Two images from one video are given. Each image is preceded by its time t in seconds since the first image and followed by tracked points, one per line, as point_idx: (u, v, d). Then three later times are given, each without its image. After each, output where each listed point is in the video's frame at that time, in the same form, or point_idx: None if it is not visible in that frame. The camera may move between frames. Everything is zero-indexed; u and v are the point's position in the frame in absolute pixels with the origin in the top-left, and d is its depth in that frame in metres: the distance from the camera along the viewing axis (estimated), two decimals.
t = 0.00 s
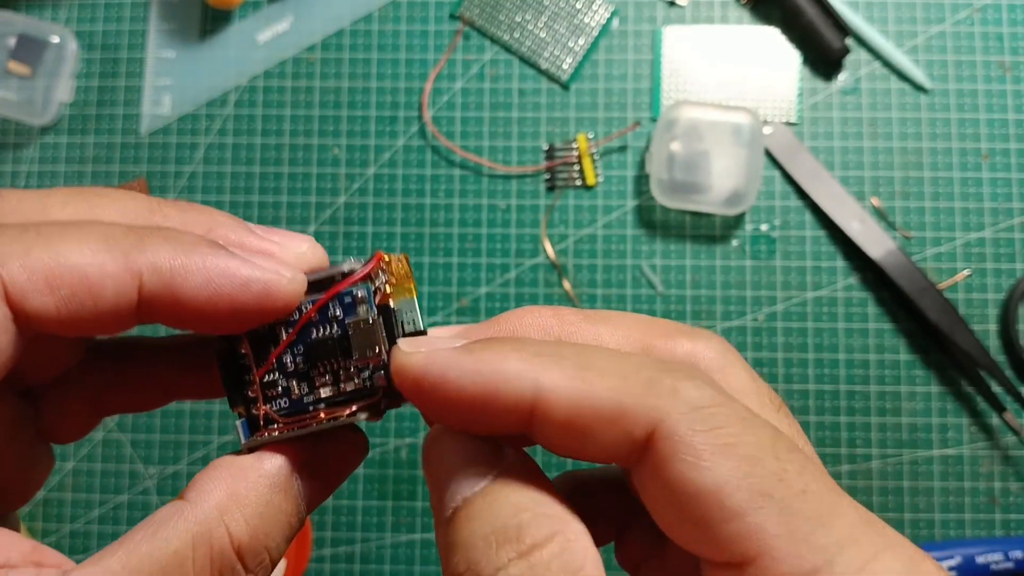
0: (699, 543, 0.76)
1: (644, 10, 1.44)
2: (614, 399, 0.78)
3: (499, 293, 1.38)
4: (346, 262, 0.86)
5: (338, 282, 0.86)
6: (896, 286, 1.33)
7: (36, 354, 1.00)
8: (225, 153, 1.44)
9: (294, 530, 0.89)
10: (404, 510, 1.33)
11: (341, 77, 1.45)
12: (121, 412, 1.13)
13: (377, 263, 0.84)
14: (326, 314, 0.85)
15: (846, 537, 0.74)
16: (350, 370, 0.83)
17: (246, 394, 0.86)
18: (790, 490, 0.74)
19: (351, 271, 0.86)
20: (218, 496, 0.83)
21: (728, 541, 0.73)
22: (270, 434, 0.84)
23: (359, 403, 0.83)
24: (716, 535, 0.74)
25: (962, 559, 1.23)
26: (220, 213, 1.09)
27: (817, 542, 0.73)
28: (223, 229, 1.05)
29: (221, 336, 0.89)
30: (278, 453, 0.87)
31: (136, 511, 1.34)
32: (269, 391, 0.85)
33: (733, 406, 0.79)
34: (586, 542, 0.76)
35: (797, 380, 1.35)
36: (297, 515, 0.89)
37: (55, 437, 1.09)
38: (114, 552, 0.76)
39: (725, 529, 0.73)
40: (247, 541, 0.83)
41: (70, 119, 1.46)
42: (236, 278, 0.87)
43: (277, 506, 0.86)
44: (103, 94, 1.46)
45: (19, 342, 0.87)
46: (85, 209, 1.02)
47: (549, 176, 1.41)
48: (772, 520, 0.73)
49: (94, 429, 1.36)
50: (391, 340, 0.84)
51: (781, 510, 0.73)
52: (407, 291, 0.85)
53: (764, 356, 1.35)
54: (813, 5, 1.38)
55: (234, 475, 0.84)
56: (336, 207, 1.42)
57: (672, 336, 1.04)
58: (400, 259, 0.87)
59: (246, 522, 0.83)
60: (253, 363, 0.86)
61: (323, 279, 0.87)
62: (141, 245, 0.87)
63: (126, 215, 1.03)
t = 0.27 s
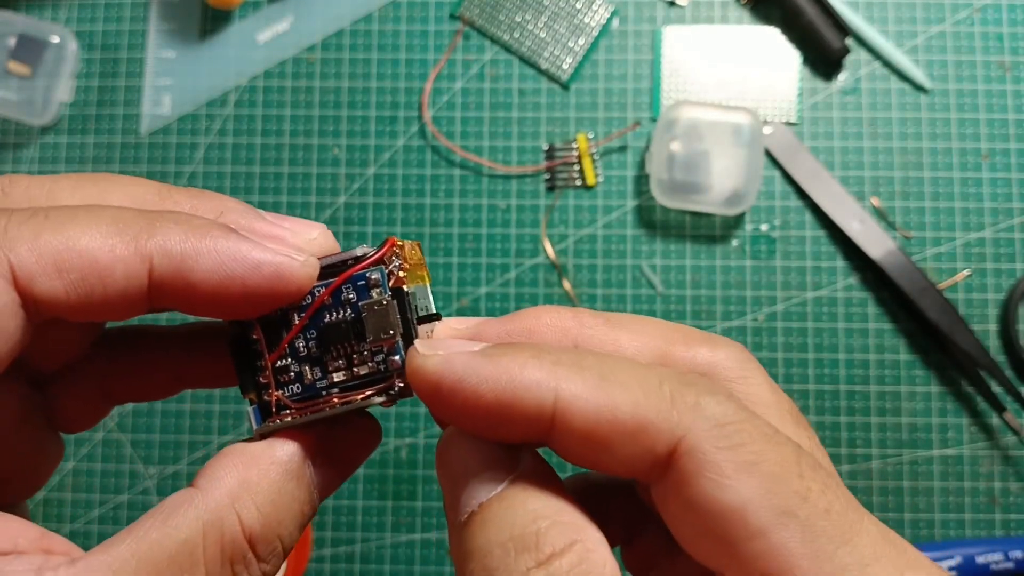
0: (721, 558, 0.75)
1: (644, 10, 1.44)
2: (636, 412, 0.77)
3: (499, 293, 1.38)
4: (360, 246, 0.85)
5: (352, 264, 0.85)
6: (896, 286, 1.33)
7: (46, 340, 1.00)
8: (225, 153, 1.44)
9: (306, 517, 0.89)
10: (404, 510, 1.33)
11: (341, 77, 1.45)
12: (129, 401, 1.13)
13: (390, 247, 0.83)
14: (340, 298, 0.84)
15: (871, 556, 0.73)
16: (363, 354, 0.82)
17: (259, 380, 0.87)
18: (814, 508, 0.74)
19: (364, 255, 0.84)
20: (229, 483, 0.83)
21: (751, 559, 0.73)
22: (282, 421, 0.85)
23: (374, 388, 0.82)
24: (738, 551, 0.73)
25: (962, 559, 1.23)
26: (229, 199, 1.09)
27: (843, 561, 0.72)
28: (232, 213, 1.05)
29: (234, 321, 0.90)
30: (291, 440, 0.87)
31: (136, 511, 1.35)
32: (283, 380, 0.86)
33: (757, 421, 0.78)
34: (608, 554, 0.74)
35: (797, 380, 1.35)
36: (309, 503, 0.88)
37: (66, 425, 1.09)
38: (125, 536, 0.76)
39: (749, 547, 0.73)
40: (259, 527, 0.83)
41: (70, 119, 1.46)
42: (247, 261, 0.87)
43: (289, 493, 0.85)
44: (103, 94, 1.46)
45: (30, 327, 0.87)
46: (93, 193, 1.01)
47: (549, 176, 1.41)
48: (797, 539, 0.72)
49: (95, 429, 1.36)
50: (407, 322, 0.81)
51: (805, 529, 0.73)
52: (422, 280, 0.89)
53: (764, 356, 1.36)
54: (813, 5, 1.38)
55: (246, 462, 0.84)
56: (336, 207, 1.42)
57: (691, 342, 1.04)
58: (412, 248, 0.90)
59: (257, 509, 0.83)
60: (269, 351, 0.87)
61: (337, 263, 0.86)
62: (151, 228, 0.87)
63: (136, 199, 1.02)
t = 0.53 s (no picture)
0: None
1: (644, 10, 1.44)
2: (639, 431, 0.76)
3: (499, 293, 1.38)
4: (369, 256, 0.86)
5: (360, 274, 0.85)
6: (896, 286, 1.33)
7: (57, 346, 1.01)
8: (225, 153, 1.44)
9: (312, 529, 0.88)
10: (404, 510, 1.33)
11: (341, 77, 1.45)
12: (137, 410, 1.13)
13: (397, 258, 0.84)
14: (347, 308, 0.85)
15: None
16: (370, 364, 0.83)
17: (265, 391, 0.86)
18: (819, 534, 0.74)
19: (372, 265, 0.85)
20: (235, 491, 0.82)
21: None
22: (288, 431, 0.84)
23: (379, 399, 0.82)
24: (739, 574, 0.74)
25: (962, 559, 1.23)
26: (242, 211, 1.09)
27: None
28: (244, 225, 1.05)
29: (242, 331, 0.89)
30: (299, 449, 0.86)
31: (136, 511, 1.34)
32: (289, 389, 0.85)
33: (764, 440, 0.78)
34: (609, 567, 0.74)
35: (797, 380, 1.35)
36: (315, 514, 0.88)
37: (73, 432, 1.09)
38: (130, 542, 0.76)
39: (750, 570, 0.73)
40: (264, 537, 0.82)
41: (70, 119, 1.46)
42: (257, 271, 0.87)
43: (295, 504, 0.85)
44: (103, 94, 1.46)
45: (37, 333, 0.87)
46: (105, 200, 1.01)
47: (549, 176, 1.41)
48: (800, 565, 0.72)
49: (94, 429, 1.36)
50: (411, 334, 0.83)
51: (809, 555, 0.73)
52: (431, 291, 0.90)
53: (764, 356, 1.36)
54: (813, 5, 1.38)
55: (252, 471, 0.83)
56: (336, 207, 1.42)
57: (703, 350, 1.04)
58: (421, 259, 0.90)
59: (262, 519, 0.82)
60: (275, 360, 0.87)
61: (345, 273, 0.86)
62: (162, 236, 0.87)
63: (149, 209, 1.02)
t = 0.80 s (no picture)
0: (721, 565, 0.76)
1: (644, 10, 1.44)
2: (640, 417, 0.76)
3: (500, 293, 1.38)
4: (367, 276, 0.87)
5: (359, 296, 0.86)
6: (896, 286, 1.33)
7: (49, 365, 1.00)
8: (225, 153, 1.44)
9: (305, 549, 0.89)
10: (404, 510, 1.33)
11: (341, 77, 1.45)
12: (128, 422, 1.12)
13: (397, 280, 0.85)
14: (345, 329, 0.85)
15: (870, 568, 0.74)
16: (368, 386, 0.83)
17: (259, 409, 0.85)
18: (816, 518, 0.74)
19: (371, 286, 0.86)
20: (232, 514, 0.83)
21: (752, 568, 0.73)
22: (284, 451, 0.83)
23: (375, 421, 0.83)
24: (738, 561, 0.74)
25: (962, 559, 1.23)
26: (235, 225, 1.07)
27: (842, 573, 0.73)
28: (239, 242, 1.03)
29: (237, 355, 0.88)
30: (292, 471, 0.87)
31: (136, 511, 1.35)
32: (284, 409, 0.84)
33: (762, 426, 0.78)
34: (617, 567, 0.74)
35: (797, 380, 1.35)
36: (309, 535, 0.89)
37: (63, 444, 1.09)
38: (128, 567, 0.76)
39: (749, 555, 0.73)
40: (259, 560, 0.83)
41: (70, 119, 1.46)
42: (255, 295, 0.85)
43: (290, 526, 0.86)
44: (103, 94, 1.46)
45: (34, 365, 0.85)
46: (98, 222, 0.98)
47: (549, 176, 1.41)
48: (798, 548, 0.73)
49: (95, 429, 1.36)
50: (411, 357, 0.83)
51: (806, 539, 0.73)
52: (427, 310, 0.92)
53: (764, 356, 1.36)
54: (814, 5, 1.38)
55: (249, 495, 0.84)
56: (336, 207, 1.42)
57: (693, 348, 1.04)
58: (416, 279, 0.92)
59: (259, 541, 0.83)
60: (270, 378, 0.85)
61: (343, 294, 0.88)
62: (159, 263, 0.85)
63: (143, 230, 1.00)
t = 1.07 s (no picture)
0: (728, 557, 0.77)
1: (644, 10, 1.44)
2: (656, 405, 0.79)
3: (500, 293, 1.38)
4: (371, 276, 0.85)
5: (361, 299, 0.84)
6: (896, 286, 1.33)
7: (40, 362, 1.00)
8: (225, 153, 1.44)
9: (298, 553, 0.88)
10: (404, 510, 1.33)
11: (341, 77, 1.45)
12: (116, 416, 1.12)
13: (399, 282, 0.83)
14: (344, 330, 0.81)
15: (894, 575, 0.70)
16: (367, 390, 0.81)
17: (254, 410, 0.81)
18: (829, 514, 0.73)
19: (372, 288, 0.84)
20: (223, 518, 0.82)
21: (758, 558, 0.74)
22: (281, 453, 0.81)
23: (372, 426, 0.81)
24: (746, 553, 0.74)
25: (962, 559, 1.23)
26: (234, 219, 1.07)
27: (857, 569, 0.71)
28: (237, 237, 1.03)
29: (229, 351, 0.87)
30: (286, 473, 0.87)
31: (136, 511, 1.34)
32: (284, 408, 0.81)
33: (780, 420, 0.79)
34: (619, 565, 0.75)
35: (797, 380, 1.35)
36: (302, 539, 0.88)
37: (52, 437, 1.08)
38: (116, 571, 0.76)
39: (754, 549, 0.74)
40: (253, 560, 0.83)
41: (70, 119, 1.46)
42: (251, 295, 0.85)
43: (285, 528, 0.85)
44: (103, 94, 1.46)
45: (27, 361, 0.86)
46: (96, 217, 0.99)
47: (549, 176, 1.41)
48: (809, 546, 0.72)
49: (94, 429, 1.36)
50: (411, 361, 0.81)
51: (817, 535, 0.72)
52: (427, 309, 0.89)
53: (764, 356, 1.36)
54: (814, 5, 1.38)
55: (244, 496, 0.84)
56: (336, 207, 1.42)
57: (697, 342, 0.97)
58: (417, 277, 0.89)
59: (251, 546, 0.82)
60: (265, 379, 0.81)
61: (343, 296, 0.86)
62: (155, 260, 0.86)
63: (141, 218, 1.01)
